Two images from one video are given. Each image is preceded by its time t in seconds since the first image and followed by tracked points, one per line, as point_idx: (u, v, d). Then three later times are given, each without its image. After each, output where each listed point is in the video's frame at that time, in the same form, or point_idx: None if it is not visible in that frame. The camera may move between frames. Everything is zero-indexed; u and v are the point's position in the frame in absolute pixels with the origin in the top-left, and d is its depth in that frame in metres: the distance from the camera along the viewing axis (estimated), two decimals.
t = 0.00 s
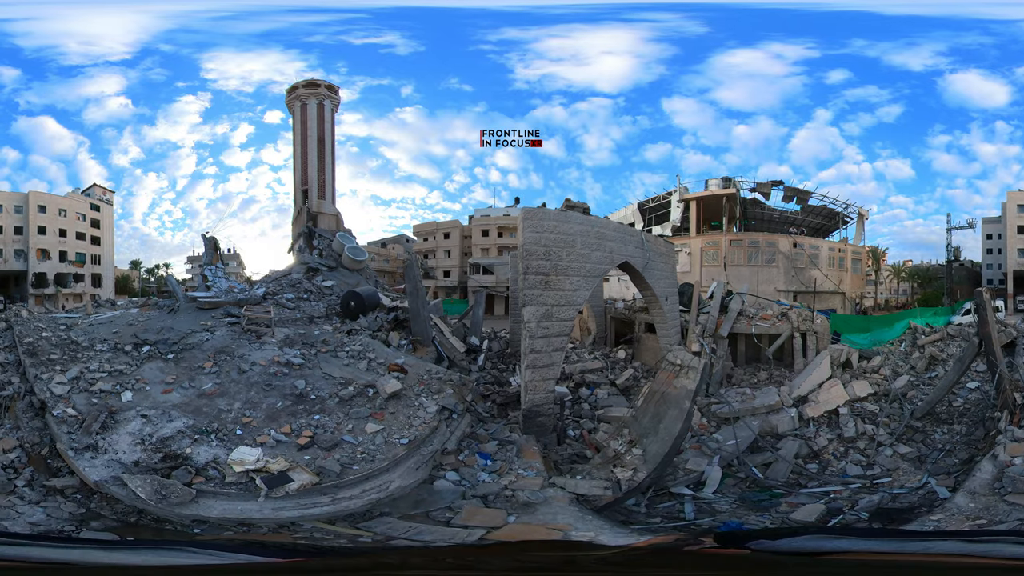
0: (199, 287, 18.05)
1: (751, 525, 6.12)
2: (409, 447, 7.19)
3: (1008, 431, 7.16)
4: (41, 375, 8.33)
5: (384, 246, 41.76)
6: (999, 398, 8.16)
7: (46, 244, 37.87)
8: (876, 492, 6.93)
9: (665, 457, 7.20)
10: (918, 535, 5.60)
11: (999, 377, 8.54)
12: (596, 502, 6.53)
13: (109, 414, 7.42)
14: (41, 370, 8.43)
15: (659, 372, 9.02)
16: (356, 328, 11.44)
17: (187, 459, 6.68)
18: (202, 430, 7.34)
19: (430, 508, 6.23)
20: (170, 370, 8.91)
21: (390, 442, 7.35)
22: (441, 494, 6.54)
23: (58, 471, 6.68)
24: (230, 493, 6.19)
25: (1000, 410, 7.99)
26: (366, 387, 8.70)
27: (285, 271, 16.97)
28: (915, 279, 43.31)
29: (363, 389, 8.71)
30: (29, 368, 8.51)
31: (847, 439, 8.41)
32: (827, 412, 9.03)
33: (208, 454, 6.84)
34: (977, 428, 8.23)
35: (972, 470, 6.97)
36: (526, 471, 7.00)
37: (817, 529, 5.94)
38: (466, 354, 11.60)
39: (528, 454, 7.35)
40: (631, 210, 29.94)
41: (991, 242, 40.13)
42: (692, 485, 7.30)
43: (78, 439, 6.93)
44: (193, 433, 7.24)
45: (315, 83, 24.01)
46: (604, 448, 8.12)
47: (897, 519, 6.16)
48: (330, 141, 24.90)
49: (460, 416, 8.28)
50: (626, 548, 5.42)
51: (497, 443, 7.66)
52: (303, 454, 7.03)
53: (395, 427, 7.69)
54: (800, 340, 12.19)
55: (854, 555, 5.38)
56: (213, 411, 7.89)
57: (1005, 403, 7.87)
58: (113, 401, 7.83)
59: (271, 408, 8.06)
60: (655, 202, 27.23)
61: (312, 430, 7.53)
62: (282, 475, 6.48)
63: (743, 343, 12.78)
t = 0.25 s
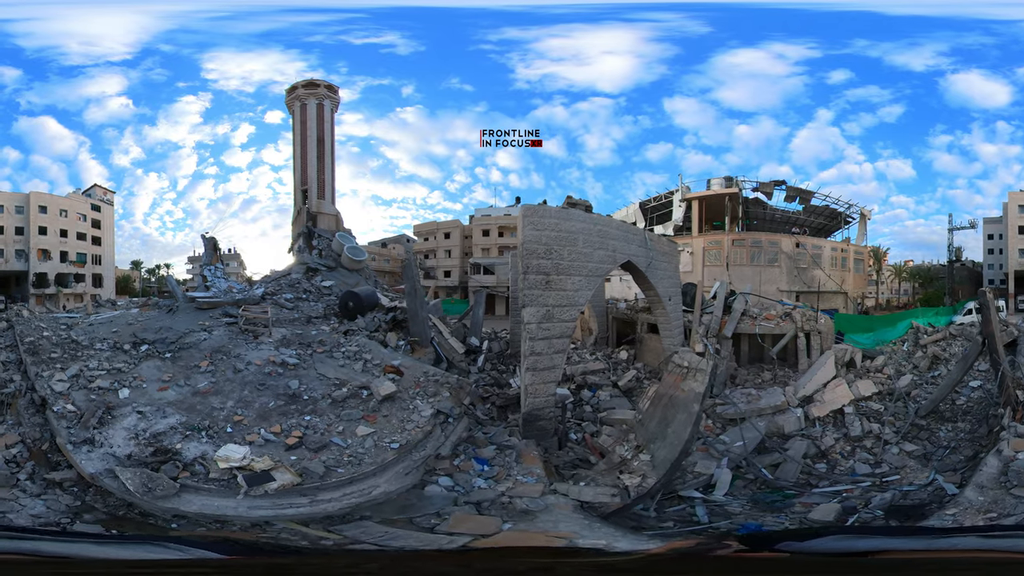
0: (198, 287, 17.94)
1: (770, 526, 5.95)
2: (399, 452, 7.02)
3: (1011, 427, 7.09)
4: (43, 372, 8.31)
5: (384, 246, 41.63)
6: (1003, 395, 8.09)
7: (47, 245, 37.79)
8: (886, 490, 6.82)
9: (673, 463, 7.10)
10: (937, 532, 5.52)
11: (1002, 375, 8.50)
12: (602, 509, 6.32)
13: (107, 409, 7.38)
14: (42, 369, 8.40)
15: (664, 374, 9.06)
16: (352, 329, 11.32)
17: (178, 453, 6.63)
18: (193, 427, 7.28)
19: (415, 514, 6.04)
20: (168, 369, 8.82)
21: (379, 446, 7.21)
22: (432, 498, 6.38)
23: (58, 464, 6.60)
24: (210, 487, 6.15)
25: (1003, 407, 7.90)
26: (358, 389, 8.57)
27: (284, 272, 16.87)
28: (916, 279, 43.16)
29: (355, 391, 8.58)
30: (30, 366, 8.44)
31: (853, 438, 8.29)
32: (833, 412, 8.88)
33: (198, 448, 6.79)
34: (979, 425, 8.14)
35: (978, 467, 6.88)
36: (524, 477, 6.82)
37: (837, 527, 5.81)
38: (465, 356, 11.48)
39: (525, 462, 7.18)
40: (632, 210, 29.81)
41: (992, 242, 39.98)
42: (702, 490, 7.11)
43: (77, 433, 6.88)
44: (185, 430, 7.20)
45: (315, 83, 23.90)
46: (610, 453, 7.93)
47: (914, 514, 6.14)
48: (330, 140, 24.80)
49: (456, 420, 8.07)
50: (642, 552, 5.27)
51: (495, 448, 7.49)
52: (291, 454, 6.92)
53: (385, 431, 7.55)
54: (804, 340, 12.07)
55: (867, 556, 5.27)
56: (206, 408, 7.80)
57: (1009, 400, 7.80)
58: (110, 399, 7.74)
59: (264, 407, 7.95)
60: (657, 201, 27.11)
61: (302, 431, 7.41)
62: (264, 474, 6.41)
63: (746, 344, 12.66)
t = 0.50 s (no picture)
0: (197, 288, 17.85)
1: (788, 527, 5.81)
2: (388, 456, 6.86)
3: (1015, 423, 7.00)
4: (45, 369, 8.33)
5: (385, 246, 41.52)
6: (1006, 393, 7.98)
7: (48, 245, 37.76)
8: (896, 488, 6.71)
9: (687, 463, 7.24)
10: (949, 527, 5.42)
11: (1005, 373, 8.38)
12: (609, 516, 6.07)
13: (104, 406, 7.40)
14: (43, 367, 8.39)
15: (669, 377, 9.38)
16: (349, 330, 11.20)
17: (169, 449, 6.63)
18: (185, 423, 7.24)
19: (395, 519, 5.90)
20: (165, 367, 8.74)
21: (368, 449, 7.06)
22: (421, 503, 6.24)
23: (58, 459, 6.65)
24: (194, 481, 6.16)
25: (1007, 405, 7.78)
26: (351, 390, 8.43)
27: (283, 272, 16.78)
28: (918, 279, 42.99)
29: (347, 392, 8.43)
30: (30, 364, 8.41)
31: (860, 438, 8.17)
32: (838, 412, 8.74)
33: (189, 443, 6.79)
34: (982, 422, 8.02)
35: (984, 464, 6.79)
36: (522, 483, 6.64)
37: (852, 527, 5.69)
38: (463, 356, 11.36)
39: (524, 466, 7.01)
40: (633, 210, 29.68)
41: (994, 242, 39.80)
42: (712, 492, 6.93)
43: (76, 427, 6.95)
44: (178, 425, 7.17)
45: (315, 82, 23.81)
46: (614, 458, 7.72)
47: (927, 512, 6.03)
48: (330, 140, 24.71)
49: (450, 424, 7.90)
50: (652, 555, 5.16)
51: (492, 454, 7.34)
52: (279, 453, 6.83)
53: (376, 433, 7.41)
54: (808, 340, 11.93)
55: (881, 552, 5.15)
56: (198, 405, 7.73)
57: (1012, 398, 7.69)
58: (106, 396, 7.68)
59: (256, 406, 7.85)
60: (658, 201, 26.98)
61: (291, 430, 7.31)
62: (248, 471, 6.33)
63: (749, 344, 12.52)
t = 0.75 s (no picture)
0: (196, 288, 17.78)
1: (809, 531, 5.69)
2: (374, 458, 6.78)
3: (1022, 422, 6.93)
4: (47, 369, 8.29)
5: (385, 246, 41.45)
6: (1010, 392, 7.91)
7: (49, 245, 37.71)
8: (905, 488, 6.64)
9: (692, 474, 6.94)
10: (959, 526, 5.36)
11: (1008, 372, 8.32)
12: (609, 523, 5.90)
13: (104, 403, 7.35)
14: (44, 366, 8.34)
15: (676, 382, 9.25)
16: (346, 331, 11.13)
17: (164, 444, 6.58)
18: (181, 420, 7.18)
19: (372, 520, 5.79)
20: (165, 366, 8.68)
21: (356, 450, 6.99)
22: (404, 506, 6.13)
23: (62, 455, 6.59)
24: (184, 475, 6.12)
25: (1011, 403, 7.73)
26: (346, 391, 8.36)
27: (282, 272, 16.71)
28: (919, 280, 42.91)
29: (341, 392, 8.37)
30: (32, 364, 8.37)
31: (866, 439, 8.09)
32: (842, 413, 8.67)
33: (186, 438, 6.76)
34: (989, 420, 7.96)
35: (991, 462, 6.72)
36: (516, 490, 6.52)
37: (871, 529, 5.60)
38: (461, 357, 11.27)
39: (520, 473, 6.90)
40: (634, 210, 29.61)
41: (995, 242, 39.73)
42: (718, 496, 6.80)
43: (78, 423, 6.90)
44: (174, 421, 7.13)
45: (314, 83, 23.75)
46: (615, 466, 7.59)
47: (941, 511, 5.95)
48: (329, 140, 24.64)
49: (443, 428, 7.80)
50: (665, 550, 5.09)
51: (485, 458, 7.26)
52: (268, 450, 6.79)
53: (366, 435, 7.34)
54: (811, 341, 11.85)
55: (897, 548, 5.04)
56: (195, 403, 7.68)
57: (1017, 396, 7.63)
58: (105, 394, 7.63)
59: (250, 405, 7.80)
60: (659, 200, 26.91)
61: (282, 428, 7.26)
62: (237, 465, 6.31)
63: (751, 345, 12.45)
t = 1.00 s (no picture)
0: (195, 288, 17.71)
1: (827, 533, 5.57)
2: (361, 460, 6.66)
3: None
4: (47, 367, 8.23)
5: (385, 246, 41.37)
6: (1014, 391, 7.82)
7: (50, 246, 37.66)
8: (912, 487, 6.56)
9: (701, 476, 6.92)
10: (969, 522, 5.28)
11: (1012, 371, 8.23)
12: (612, 530, 5.76)
13: (103, 400, 7.29)
14: (46, 365, 8.29)
15: (679, 386, 9.18)
16: (342, 331, 11.05)
17: (158, 438, 6.52)
18: (176, 417, 7.12)
19: (349, 521, 5.71)
20: (164, 365, 8.61)
21: (344, 451, 6.89)
22: (389, 508, 6.03)
23: (64, 450, 6.59)
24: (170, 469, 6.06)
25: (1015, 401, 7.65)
26: (338, 392, 8.27)
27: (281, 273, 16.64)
28: (920, 279, 42.82)
29: (334, 392, 8.29)
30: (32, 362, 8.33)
31: (871, 439, 8.01)
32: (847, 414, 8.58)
33: (180, 433, 6.69)
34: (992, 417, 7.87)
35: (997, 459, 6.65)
36: (509, 495, 6.44)
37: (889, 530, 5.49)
38: (459, 357, 11.18)
39: (515, 477, 6.83)
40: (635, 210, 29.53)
41: (996, 242, 39.64)
42: (727, 500, 6.68)
43: (78, 419, 6.87)
44: (170, 418, 7.08)
45: (314, 83, 23.68)
46: (618, 471, 7.48)
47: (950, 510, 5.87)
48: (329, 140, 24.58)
49: (436, 432, 7.66)
50: (682, 555, 4.97)
51: (479, 462, 7.18)
52: (256, 448, 6.70)
53: (355, 436, 7.23)
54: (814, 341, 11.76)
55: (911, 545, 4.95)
56: (191, 400, 7.61)
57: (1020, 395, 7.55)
58: (104, 392, 7.56)
59: (244, 403, 7.72)
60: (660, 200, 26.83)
61: (273, 427, 7.17)
62: (225, 461, 6.23)
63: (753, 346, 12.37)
